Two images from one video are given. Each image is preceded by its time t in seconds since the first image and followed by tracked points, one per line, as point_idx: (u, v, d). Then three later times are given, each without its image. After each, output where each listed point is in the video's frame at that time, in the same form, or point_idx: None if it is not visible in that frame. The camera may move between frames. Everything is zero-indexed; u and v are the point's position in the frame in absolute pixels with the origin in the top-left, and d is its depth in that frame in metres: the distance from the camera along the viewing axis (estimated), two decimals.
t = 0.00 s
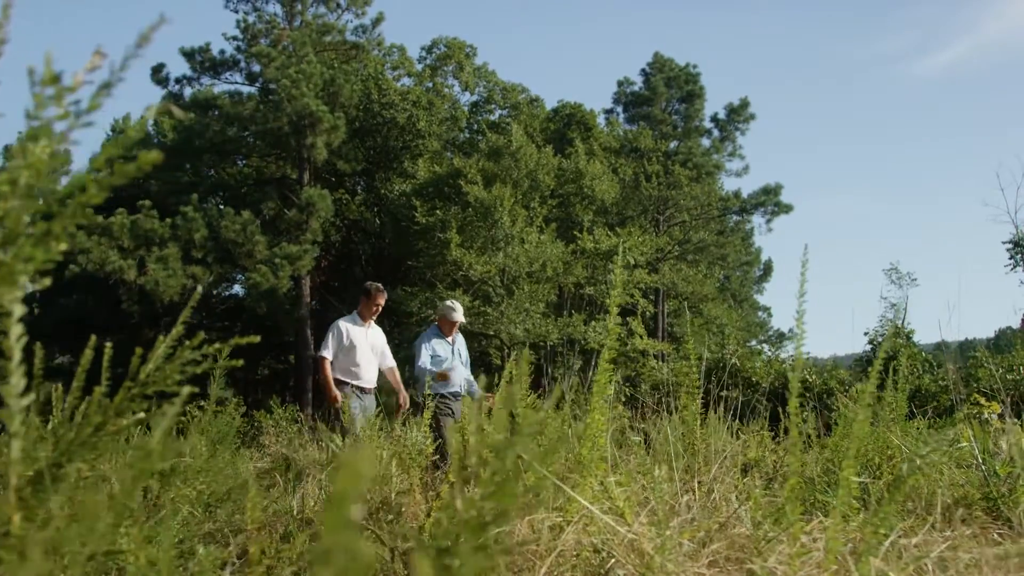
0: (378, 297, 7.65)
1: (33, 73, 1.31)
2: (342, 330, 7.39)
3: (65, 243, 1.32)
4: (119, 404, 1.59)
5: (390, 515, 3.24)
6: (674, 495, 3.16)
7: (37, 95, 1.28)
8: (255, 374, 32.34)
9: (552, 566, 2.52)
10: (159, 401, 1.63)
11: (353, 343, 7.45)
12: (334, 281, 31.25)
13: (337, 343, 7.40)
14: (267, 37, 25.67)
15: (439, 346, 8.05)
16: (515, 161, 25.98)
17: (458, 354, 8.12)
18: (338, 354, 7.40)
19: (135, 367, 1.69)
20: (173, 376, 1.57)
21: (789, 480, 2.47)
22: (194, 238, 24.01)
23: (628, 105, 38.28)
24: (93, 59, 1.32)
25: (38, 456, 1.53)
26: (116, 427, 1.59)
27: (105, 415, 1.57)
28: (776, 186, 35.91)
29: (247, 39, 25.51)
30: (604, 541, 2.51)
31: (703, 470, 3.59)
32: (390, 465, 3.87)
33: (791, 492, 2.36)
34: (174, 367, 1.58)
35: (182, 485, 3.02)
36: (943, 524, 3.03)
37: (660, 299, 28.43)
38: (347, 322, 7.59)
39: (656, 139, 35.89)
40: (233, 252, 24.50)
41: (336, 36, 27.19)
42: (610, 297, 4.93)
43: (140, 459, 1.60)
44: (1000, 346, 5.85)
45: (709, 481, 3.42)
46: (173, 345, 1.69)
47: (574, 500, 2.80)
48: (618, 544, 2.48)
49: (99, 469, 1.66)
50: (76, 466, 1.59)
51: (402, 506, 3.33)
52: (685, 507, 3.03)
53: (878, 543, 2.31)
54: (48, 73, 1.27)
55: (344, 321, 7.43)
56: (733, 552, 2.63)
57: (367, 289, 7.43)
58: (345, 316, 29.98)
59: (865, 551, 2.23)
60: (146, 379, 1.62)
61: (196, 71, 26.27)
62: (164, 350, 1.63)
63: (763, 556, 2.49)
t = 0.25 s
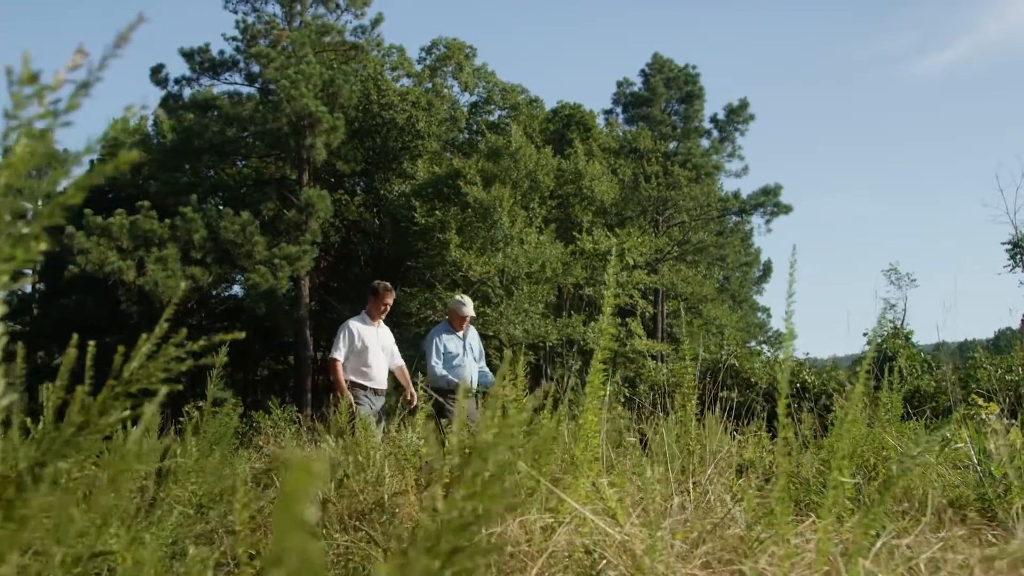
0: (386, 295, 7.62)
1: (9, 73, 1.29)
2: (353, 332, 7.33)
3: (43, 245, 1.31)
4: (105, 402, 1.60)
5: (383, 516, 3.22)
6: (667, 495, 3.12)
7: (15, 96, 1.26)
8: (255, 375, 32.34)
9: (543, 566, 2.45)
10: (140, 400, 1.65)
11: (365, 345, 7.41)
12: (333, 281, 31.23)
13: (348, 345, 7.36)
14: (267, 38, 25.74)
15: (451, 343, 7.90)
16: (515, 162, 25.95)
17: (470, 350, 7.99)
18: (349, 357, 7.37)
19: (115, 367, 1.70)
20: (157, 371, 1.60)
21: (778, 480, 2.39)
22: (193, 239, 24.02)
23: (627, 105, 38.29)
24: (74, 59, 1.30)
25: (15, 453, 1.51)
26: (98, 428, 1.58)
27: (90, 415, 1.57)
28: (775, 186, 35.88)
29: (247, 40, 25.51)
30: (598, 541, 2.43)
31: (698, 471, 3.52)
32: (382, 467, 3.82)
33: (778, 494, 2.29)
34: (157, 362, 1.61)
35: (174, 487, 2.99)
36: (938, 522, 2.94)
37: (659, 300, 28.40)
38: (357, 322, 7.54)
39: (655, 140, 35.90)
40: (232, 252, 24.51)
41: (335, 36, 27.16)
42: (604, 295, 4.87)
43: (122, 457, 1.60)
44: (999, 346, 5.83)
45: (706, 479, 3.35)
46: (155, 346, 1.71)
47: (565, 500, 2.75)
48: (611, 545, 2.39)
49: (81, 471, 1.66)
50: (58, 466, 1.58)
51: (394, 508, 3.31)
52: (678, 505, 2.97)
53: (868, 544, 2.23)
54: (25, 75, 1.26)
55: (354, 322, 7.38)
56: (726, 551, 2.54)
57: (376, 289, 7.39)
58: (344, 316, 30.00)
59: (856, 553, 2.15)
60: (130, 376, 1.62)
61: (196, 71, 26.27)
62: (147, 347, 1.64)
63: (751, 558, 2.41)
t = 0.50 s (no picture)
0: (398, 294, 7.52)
1: None
2: (367, 331, 7.27)
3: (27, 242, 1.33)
4: (90, 402, 1.54)
5: (377, 518, 3.17)
6: (662, 496, 3.07)
7: None
8: (254, 375, 32.33)
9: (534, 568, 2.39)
10: (129, 399, 1.57)
11: (378, 345, 7.35)
12: (333, 281, 31.28)
13: (361, 345, 7.29)
14: (266, 39, 25.75)
15: (458, 338, 7.61)
16: (514, 162, 25.94)
17: (477, 346, 7.72)
18: (362, 357, 7.31)
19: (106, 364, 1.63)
20: (144, 371, 1.52)
21: (768, 480, 2.34)
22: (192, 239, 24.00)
23: (627, 106, 38.30)
24: (57, 58, 1.34)
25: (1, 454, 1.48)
26: (84, 427, 1.54)
27: (76, 415, 1.53)
28: (775, 187, 35.87)
29: (246, 40, 25.51)
30: (591, 542, 2.37)
31: (694, 471, 3.46)
32: (377, 465, 3.78)
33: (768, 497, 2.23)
34: (145, 362, 1.54)
35: (169, 487, 2.97)
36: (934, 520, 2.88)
37: (658, 301, 28.39)
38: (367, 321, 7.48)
39: (654, 140, 35.91)
40: (232, 252, 24.49)
41: (334, 37, 27.13)
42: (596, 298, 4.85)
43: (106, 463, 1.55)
44: (997, 346, 5.81)
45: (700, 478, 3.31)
46: (145, 342, 1.64)
47: (558, 501, 2.70)
48: (602, 546, 2.34)
49: (70, 471, 1.62)
50: (44, 467, 1.55)
51: (388, 508, 3.27)
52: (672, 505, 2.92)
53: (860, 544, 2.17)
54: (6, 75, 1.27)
55: (367, 321, 7.32)
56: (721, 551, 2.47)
57: (388, 288, 7.36)
58: (343, 317, 29.98)
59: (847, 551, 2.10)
60: (116, 376, 1.55)
61: (195, 72, 26.26)
62: (135, 347, 1.57)
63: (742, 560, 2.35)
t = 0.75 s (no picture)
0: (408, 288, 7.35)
1: None
2: (377, 325, 7.12)
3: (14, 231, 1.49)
4: (78, 401, 1.55)
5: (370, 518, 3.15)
6: (656, 496, 3.04)
7: None
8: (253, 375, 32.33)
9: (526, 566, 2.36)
10: (117, 400, 1.59)
11: (388, 340, 7.20)
12: (332, 281, 31.37)
13: (371, 339, 7.14)
14: (264, 39, 25.73)
15: (465, 336, 7.57)
16: (513, 162, 25.92)
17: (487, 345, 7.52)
18: (372, 351, 7.16)
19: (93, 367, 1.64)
20: (131, 371, 1.53)
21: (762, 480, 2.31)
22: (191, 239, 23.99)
23: (626, 107, 38.30)
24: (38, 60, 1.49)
25: None
26: (71, 427, 1.54)
27: (62, 414, 1.53)
28: (774, 187, 35.82)
29: (244, 40, 25.48)
30: (583, 541, 2.34)
31: (689, 470, 3.43)
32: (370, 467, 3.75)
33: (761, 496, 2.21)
34: (131, 361, 1.56)
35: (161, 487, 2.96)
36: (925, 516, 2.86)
37: (657, 301, 28.35)
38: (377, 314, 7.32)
39: (653, 141, 35.88)
40: (230, 252, 24.47)
41: (333, 37, 27.08)
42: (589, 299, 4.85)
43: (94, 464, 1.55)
44: (997, 347, 5.80)
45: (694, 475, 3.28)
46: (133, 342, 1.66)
47: (551, 500, 2.67)
48: (594, 546, 2.30)
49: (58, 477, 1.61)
50: (35, 468, 1.55)
51: (382, 508, 3.24)
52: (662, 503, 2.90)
53: (854, 544, 2.15)
54: None
55: (377, 314, 7.17)
56: (714, 548, 2.44)
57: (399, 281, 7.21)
58: (342, 317, 29.96)
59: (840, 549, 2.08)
60: (103, 375, 1.56)
61: (194, 72, 26.25)
62: (122, 347, 1.58)
63: (734, 559, 2.32)
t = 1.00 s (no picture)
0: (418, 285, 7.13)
1: None
2: (384, 322, 6.89)
3: None
4: (63, 401, 1.53)
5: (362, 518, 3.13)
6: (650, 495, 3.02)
7: None
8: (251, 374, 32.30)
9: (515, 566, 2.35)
10: (101, 400, 1.57)
11: (396, 337, 6.96)
12: (330, 281, 31.48)
13: (378, 336, 6.91)
14: (262, 39, 25.72)
15: (481, 336, 7.26)
16: (510, 162, 25.92)
17: (505, 346, 7.17)
18: (380, 348, 6.93)
19: (78, 367, 1.63)
20: (115, 370, 1.52)
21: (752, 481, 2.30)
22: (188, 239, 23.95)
23: (623, 107, 38.33)
24: (14, 55, 1.45)
25: None
26: (57, 426, 1.53)
27: (47, 414, 1.52)
28: (771, 188, 35.83)
29: (242, 40, 25.46)
30: (574, 542, 2.32)
31: (684, 470, 3.41)
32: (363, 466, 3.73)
33: (750, 497, 2.19)
34: (116, 361, 1.53)
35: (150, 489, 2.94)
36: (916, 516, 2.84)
37: (655, 302, 28.31)
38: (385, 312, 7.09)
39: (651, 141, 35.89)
40: (228, 252, 24.45)
41: (331, 36, 27.07)
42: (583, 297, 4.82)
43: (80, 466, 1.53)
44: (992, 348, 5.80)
45: (687, 475, 3.27)
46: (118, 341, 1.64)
47: (542, 501, 2.66)
48: (584, 546, 2.30)
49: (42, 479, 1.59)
50: (18, 469, 1.54)
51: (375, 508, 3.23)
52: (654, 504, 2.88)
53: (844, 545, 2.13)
54: None
55: (385, 312, 6.93)
56: (706, 549, 2.42)
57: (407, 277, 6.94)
58: (340, 317, 29.96)
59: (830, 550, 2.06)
60: (87, 375, 1.54)
61: (191, 71, 26.22)
62: (106, 346, 1.56)
63: (724, 560, 2.30)
